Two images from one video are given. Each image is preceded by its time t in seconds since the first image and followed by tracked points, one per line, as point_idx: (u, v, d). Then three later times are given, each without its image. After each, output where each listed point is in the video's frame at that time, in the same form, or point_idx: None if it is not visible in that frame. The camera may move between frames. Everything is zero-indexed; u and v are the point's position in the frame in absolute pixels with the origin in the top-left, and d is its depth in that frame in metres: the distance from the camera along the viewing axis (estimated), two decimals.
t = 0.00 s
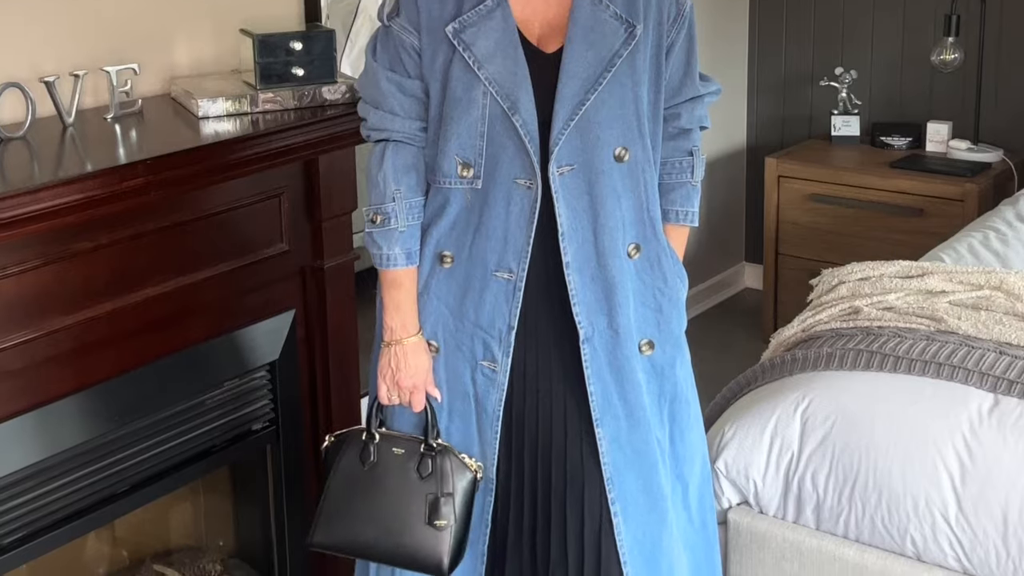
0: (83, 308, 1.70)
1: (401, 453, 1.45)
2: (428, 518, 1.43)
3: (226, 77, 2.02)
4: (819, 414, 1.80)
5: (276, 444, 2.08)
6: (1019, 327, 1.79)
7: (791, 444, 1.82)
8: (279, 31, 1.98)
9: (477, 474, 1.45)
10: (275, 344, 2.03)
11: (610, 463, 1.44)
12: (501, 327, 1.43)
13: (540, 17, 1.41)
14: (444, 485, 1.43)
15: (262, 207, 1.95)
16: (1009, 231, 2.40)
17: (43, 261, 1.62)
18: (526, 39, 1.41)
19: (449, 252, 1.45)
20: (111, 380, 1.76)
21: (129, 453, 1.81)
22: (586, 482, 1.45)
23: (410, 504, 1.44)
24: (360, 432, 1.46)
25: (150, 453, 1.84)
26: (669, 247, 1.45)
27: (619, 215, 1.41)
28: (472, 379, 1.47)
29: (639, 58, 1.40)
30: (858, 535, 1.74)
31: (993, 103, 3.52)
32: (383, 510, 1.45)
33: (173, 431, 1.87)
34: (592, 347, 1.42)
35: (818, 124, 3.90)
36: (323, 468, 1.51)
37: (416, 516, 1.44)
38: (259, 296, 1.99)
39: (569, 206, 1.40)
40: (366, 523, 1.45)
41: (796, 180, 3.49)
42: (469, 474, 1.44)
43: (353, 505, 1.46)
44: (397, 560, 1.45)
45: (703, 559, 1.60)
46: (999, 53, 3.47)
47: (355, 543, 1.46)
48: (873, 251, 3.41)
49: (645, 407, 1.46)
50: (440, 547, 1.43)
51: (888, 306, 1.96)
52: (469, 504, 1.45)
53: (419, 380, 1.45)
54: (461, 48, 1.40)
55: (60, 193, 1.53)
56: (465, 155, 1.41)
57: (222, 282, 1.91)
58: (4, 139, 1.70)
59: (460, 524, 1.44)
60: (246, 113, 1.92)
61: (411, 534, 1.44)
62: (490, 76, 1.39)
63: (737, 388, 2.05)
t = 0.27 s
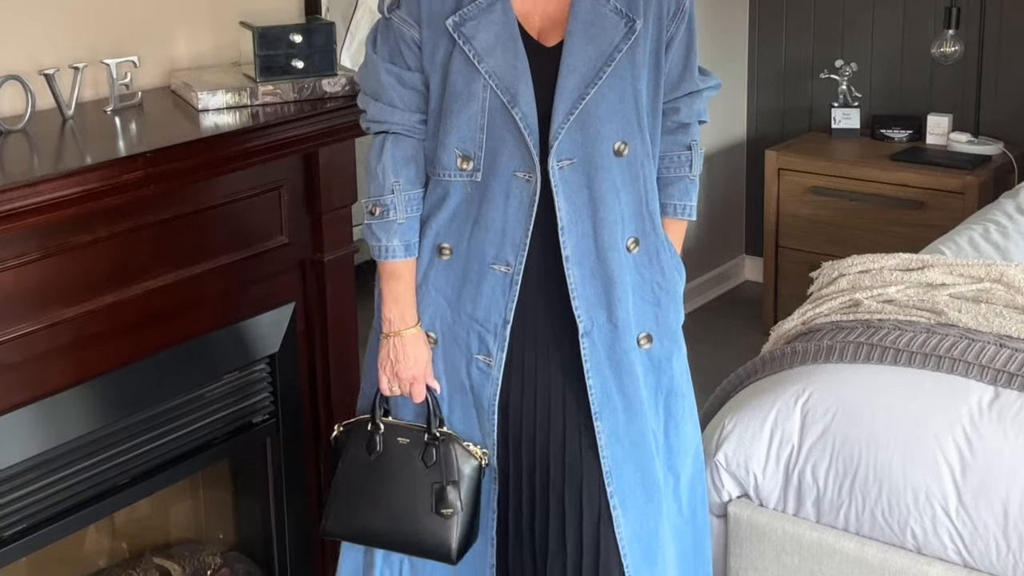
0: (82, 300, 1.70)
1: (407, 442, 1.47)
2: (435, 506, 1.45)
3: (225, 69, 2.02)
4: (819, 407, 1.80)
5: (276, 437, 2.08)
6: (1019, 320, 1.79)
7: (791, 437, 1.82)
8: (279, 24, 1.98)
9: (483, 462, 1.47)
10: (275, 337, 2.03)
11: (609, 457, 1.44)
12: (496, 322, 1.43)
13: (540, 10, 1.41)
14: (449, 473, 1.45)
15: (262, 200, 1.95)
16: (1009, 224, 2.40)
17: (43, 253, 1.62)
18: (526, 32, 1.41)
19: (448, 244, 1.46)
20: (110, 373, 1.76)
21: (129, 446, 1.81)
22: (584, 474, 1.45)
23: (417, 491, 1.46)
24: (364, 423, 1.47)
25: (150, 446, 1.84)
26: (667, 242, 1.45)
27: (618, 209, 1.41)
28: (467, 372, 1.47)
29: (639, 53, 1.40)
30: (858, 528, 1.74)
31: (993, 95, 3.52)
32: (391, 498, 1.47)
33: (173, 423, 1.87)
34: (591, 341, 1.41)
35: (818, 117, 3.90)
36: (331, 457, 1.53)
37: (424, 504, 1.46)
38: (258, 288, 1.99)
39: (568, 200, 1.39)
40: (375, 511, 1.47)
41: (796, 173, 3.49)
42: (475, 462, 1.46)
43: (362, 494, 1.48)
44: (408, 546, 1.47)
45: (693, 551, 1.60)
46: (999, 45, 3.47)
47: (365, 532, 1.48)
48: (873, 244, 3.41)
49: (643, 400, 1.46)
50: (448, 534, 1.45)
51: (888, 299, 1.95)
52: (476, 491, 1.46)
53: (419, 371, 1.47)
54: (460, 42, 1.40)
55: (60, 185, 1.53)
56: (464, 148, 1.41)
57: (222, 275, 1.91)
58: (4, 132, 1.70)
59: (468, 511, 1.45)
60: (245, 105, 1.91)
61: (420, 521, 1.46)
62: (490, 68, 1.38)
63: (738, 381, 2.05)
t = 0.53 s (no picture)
0: (82, 293, 1.70)
1: (400, 430, 1.47)
2: (425, 495, 1.45)
3: (225, 62, 2.02)
4: (819, 400, 1.80)
5: (275, 429, 2.08)
6: (1019, 312, 1.79)
7: (791, 430, 1.82)
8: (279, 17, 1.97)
9: (475, 453, 1.47)
10: (274, 330, 2.02)
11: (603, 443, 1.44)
12: (495, 310, 1.44)
13: None
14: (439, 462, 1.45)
15: (263, 192, 1.95)
16: (1009, 216, 2.40)
17: (43, 246, 1.62)
18: (518, 22, 1.40)
19: (446, 232, 1.46)
20: (110, 366, 1.75)
21: (130, 437, 1.81)
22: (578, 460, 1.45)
23: (409, 481, 1.46)
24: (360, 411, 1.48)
25: (150, 438, 1.84)
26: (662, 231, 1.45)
27: (611, 198, 1.41)
28: (467, 360, 1.47)
29: (631, 42, 1.40)
30: (858, 520, 1.74)
31: (993, 88, 3.52)
32: (383, 487, 1.47)
33: (175, 415, 1.87)
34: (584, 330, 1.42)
35: (818, 110, 3.90)
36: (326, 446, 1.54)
37: (414, 493, 1.46)
38: (258, 281, 1.99)
39: (560, 189, 1.40)
40: (365, 499, 1.47)
41: (797, 166, 3.48)
42: (467, 453, 1.46)
43: (354, 481, 1.48)
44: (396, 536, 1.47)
45: (698, 533, 1.59)
46: (1000, 38, 3.46)
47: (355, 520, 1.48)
48: (873, 236, 3.41)
49: (638, 388, 1.46)
50: (437, 524, 1.45)
51: (889, 292, 1.95)
52: (468, 481, 1.46)
53: (416, 357, 1.47)
54: (453, 33, 1.40)
55: (60, 177, 1.52)
56: (459, 138, 1.41)
57: (223, 268, 1.91)
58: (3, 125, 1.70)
59: (458, 502, 1.45)
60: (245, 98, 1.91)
61: (410, 511, 1.46)
62: (482, 60, 1.39)
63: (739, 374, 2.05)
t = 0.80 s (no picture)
0: (83, 285, 1.70)
1: (402, 417, 1.48)
2: (426, 479, 1.46)
3: (225, 55, 2.01)
4: (819, 393, 1.81)
5: (275, 422, 2.08)
6: (1020, 305, 1.79)
7: (791, 423, 1.82)
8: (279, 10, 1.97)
9: (477, 439, 1.47)
10: (274, 323, 2.02)
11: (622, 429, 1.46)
12: (496, 296, 1.44)
13: None
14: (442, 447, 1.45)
15: (262, 184, 1.95)
16: (1009, 209, 2.40)
17: (43, 239, 1.62)
18: (512, 12, 1.40)
19: (449, 223, 1.47)
20: (110, 358, 1.75)
21: (130, 430, 1.81)
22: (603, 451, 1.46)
23: (409, 464, 1.47)
24: (361, 396, 1.48)
25: (150, 431, 1.84)
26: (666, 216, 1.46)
27: (615, 185, 1.42)
28: (469, 348, 1.47)
29: (624, 31, 1.40)
30: (858, 513, 1.75)
31: (994, 81, 3.51)
32: (383, 470, 1.48)
33: (175, 408, 1.88)
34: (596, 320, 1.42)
35: (818, 102, 3.89)
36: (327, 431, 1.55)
37: (416, 477, 1.46)
38: (258, 274, 1.98)
39: (566, 180, 1.40)
40: (366, 482, 1.48)
41: (797, 159, 3.48)
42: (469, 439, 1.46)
43: (355, 465, 1.49)
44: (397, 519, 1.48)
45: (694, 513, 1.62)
46: (1001, 30, 3.46)
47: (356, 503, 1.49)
48: (873, 229, 3.41)
49: (654, 371, 1.47)
50: (439, 507, 1.46)
51: (889, 285, 1.95)
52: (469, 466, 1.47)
53: (419, 344, 1.47)
54: (450, 26, 1.40)
55: (60, 170, 1.52)
56: (458, 130, 1.42)
57: (223, 260, 1.90)
58: (3, 117, 1.69)
59: (460, 486, 1.46)
60: (245, 91, 1.91)
61: (411, 496, 1.47)
62: (478, 53, 1.39)
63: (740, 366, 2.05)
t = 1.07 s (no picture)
0: (82, 278, 1.70)
1: (404, 388, 1.55)
2: (419, 453, 1.52)
3: (225, 47, 2.01)
4: (819, 385, 1.81)
5: (276, 415, 2.08)
6: (1020, 298, 1.79)
7: (791, 415, 1.82)
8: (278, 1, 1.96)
9: (473, 420, 1.52)
10: (274, 315, 2.02)
11: (580, 414, 1.48)
12: (495, 278, 1.49)
13: None
14: (439, 422, 1.51)
15: (263, 176, 1.95)
16: (1010, 201, 2.40)
17: (42, 231, 1.62)
18: None
19: (452, 205, 1.52)
20: (110, 351, 1.75)
21: (130, 423, 1.81)
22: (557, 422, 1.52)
23: (407, 436, 1.54)
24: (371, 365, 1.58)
25: (150, 423, 1.84)
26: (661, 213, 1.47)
27: (601, 174, 1.45)
28: (472, 329, 1.52)
29: (630, 22, 1.42)
30: (858, 506, 1.75)
31: (994, 73, 3.51)
32: (386, 437, 1.56)
33: (175, 400, 1.88)
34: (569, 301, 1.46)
35: (818, 95, 3.89)
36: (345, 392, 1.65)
37: (411, 450, 1.53)
38: (258, 267, 1.98)
39: (547, 164, 1.44)
40: (372, 448, 1.57)
41: (797, 151, 3.48)
42: (463, 419, 1.51)
43: (363, 429, 1.59)
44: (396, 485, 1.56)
45: (691, 511, 1.64)
46: (1001, 22, 3.45)
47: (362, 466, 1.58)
48: (873, 222, 3.41)
49: (622, 361, 1.49)
50: (428, 482, 1.51)
51: (889, 277, 1.95)
52: (463, 446, 1.52)
53: (422, 318, 1.55)
54: (456, 7, 1.46)
55: (60, 163, 1.52)
56: (459, 110, 1.48)
57: (223, 253, 1.90)
58: (2, 110, 1.69)
59: (451, 463, 1.51)
60: (244, 83, 1.91)
61: (406, 467, 1.54)
62: (481, 33, 1.45)
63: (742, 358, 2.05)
